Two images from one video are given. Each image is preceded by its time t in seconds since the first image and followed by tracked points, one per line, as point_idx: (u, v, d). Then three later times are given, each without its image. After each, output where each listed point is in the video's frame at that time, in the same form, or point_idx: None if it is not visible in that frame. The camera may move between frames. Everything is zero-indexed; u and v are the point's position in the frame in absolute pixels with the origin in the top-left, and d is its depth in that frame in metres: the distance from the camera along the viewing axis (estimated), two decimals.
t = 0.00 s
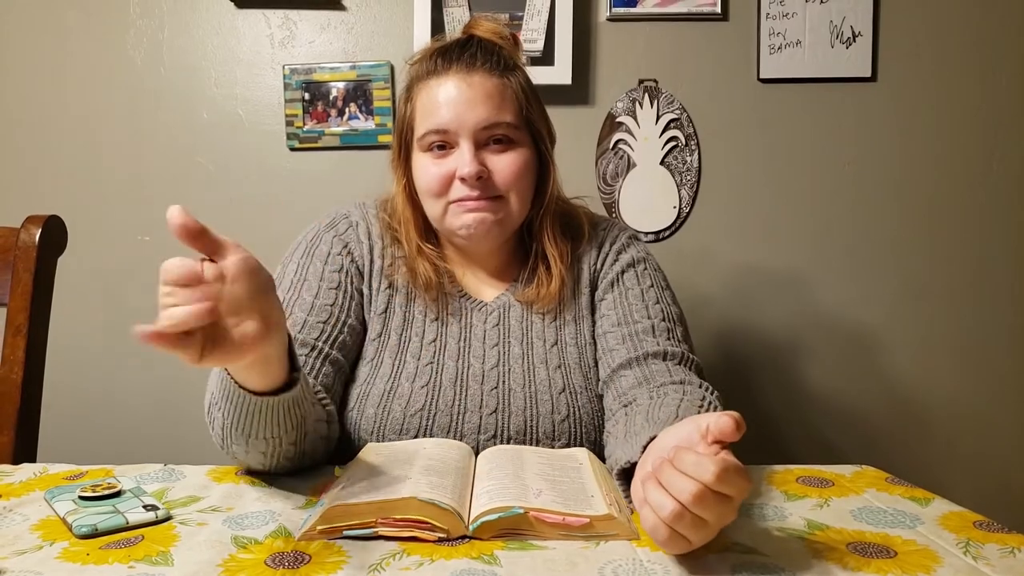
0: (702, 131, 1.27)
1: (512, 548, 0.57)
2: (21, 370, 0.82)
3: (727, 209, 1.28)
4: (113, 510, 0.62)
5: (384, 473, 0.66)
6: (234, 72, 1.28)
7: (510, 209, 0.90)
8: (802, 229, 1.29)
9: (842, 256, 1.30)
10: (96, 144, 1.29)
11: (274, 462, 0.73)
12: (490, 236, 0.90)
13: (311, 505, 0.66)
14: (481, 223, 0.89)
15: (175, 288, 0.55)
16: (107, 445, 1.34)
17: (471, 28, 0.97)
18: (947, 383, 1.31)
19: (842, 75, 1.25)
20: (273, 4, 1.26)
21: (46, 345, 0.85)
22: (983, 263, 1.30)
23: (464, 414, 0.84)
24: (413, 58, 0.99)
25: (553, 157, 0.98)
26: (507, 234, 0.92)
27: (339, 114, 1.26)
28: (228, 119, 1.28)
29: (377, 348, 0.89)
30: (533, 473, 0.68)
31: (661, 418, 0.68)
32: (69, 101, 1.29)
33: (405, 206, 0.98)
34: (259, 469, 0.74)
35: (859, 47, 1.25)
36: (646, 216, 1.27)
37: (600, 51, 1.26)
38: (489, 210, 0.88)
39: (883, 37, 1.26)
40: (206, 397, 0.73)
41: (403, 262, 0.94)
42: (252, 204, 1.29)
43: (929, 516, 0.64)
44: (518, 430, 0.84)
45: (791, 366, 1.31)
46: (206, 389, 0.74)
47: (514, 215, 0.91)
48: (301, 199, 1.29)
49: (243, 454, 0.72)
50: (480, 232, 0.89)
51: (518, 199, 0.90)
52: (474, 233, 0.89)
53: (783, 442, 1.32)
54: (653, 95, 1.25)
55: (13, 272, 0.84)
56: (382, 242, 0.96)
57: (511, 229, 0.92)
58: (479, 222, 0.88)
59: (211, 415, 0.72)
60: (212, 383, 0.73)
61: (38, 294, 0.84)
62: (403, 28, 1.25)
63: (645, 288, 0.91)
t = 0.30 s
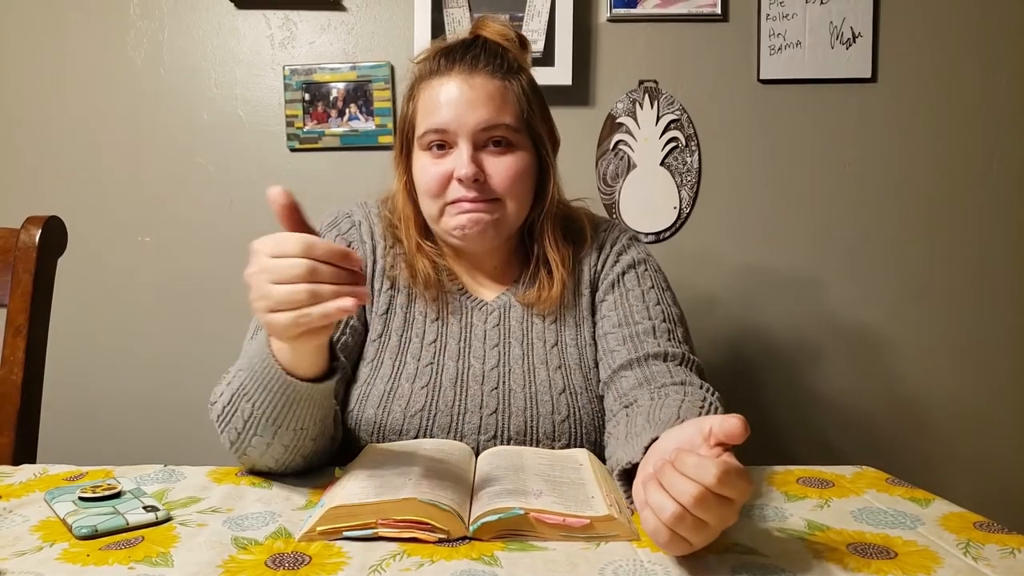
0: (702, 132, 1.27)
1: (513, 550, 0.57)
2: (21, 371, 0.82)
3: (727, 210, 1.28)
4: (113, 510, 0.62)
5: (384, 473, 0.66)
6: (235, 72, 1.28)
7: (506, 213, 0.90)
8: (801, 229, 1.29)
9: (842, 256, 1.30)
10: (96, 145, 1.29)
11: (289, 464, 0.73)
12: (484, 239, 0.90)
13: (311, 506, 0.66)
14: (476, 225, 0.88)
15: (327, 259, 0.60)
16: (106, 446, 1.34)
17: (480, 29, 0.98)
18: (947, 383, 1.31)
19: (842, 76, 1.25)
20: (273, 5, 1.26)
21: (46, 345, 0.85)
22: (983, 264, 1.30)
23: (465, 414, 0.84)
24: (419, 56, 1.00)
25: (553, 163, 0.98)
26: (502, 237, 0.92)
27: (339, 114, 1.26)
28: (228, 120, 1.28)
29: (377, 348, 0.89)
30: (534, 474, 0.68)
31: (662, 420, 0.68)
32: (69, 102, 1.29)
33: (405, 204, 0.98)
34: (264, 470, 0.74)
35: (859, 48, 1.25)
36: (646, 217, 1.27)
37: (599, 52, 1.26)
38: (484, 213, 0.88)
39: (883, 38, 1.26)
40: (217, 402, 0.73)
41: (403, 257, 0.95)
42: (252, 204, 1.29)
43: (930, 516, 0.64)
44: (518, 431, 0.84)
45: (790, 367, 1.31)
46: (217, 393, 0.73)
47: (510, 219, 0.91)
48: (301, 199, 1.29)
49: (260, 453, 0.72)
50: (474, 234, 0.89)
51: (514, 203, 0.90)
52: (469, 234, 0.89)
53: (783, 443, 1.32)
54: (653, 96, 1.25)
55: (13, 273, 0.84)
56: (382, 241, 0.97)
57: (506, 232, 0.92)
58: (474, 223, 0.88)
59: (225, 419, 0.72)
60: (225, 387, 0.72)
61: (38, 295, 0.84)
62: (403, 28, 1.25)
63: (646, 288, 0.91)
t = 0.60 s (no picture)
0: (702, 132, 1.27)
1: (512, 550, 0.57)
2: (22, 372, 0.82)
3: (726, 211, 1.28)
4: (114, 511, 0.62)
5: (385, 474, 0.66)
6: (235, 74, 1.28)
7: (499, 215, 0.89)
8: (802, 230, 1.29)
9: (842, 257, 1.30)
10: (96, 146, 1.30)
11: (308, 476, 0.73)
12: (476, 239, 0.90)
13: (311, 506, 0.66)
14: (468, 225, 0.88)
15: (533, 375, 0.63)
16: (106, 447, 1.34)
17: (494, 32, 0.98)
18: (947, 384, 1.31)
19: (841, 77, 1.25)
20: (273, 6, 1.26)
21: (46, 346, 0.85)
22: (983, 265, 1.30)
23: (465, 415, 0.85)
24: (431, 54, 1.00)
25: (553, 171, 0.97)
26: (495, 238, 0.91)
27: (339, 115, 1.26)
28: (228, 120, 1.28)
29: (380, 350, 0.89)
30: (534, 475, 0.68)
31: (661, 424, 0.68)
32: (70, 103, 1.29)
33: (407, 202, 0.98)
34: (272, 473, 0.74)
35: (859, 49, 1.25)
36: (646, 218, 1.27)
37: (599, 53, 1.26)
38: (477, 213, 0.88)
39: (883, 39, 1.26)
40: (262, 411, 0.73)
41: (405, 253, 0.94)
42: (252, 205, 1.29)
43: (930, 517, 0.64)
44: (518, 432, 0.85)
45: (791, 368, 1.31)
46: (263, 403, 0.73)
47: (504, 221, 0.90)
48: (301, 200, 1.29)
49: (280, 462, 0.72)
50: (466, 234, 0.89)
51: (508, 206, 0.89)
52: (461, 233, 0.88)
53: (783, 444, 1.32)
54: (653, 96, 1.26)
55: (13, 274, 0.84)
56: (386, 242, 0.94)
57: (498, 234, 0.91)
58: (465, 223, 0.88)
59: (266, 430, 0.72)
60: (278, 404, 0.72)
61: (39, 295, 0.84)
62: (403, 29, 1.25)
63: (647, 290, 0.91)
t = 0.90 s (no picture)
0: (703, 133, 1.27)
1: (512, 550, 0.57)
2: (21, 371, 0.82)
3: (727, 211, 1.28)
4: (113, 510, 0.62)
5: (385, 473, 0.66)
6: (236, 73, 1.28)
7: (491, 216, 0.88)
8: (802, 231, 1.29)
9: (842, 258, 1.29)
10: (97, 144, 1.30)
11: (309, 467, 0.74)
12: (467, 238, 0.89)
13: (311, 506, 0.66)
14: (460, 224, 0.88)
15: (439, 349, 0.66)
16: (106, 446, 1.34)
17: (505, 33, 0.97)
18: (947, 385, 1.31)
19: (842, 78, 1.25)
20: (274, 5, 1.26)
21: (46, 345, 0.85)
22: (983, 266, 1.30)
23: (465, 416, 0.85)
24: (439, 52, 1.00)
25: (551, 175, 0.96)
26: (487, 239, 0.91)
27: (340, 115, 1.26)
28: (229, 120, 1.28)
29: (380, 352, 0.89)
30: (534, 475, 0.68)
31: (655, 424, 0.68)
32: (71, 102, 1.29)
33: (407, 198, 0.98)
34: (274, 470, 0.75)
35: (860, 50, 1.25)
36: (647, 218, 1.27)
37: (600, 53, 1.26)
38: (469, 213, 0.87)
39: (884, 39, 1.26)
40: (259, 402, 0.74)
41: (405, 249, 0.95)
42: (253, 204, 1.29)
43: (930, 518, 0.64)
44: (518, 432, 0.85)
45: (791, 369, 1.31)
46: (260, 393, 0.74)
47: (497, 223, 0.89)
48: (301, 199, 1.29)
49: (286, 459, 0.72)
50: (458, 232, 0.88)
51: (501, 207, 0.89)
52: (453, 232, 0.88)
53: (783, 445, 1.32)
54: (654, 97, 1.26)
55: (13, 273, 0.84)
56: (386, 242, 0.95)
57: (490, 235, 0.90)
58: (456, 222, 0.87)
59: (263, 420, 0.73)
60: (274, 389, 0.73)
61: (39, 294, 0.84)
62: (404, 29, 1.25)
63: (647, 291, 0.91)
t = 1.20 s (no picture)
0: (702, 132, 1.27)
1: (512, 550, 0.57)
2: (21, 371, 0.82)
3: (727, 210, 1.28)
4: (113, 510, 0.62)
5: (385, 472, 0.66)
6: (235, 73, 1.28)
7: (483, 216, 0.88)
8: (802, 230, 1.29)
9: (842, 257, 1.29)
10: (97, 144, 1.30)
11: (299, 452, 0.75)
12: (458, 238, 0.90)
13: (311, 506, 0.66)
14: (451, 223, 0.88)
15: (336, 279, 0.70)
16: (107, 446, 1.34)
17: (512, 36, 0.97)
18: (947, 384, 1.31)
19: (842, 77, 1.25)
20: (273, 5, 1.26)
21: (46, 345, 0.85)
22: (983, 264, 1.30)
23: (465, 415, 0.85)
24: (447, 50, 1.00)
25: (547, 179, 0.95)
26: (479, 238, 0.91)
27: (340, 114, 1.26)
28: (229, 120, 1.28)
29: (380, 351, 0.89)
30: (533, 474, 0.68)
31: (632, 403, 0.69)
32: (70, 102, 1.29)
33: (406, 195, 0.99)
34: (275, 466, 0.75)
35: (860, 48, 1.25)
36: (647, 218, 1.27)
37: (600, 53, 1.26)
38: (460, 212, 0.87)
39: (883, 38, 1.26)
40: (238, 388, 0.76)
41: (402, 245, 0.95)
42: (253, 204, 1.29)
43: (930, 517, 0.64)
44: (518, 430, 0.86)
45: (791, 368, 1.31)
46: (239, 379, 0.76)
47: (488, 224, 0.89)
48: (301, 199, 1.29)
49: (270, 445, 0.73)
50: (449, 231, 0.88)
51: (493, 208, 0.88)
52: (443, 230, 0.88)
53: (783, 444, 1.32)
54: (653, 96, 1.26)
55: (13, 273, 0.84)
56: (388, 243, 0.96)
57: (482, 236, 0.90)
58: (447, 220, 0.87)
59: (242, 405, 0.75)
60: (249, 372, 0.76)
61: (39, 294, 0.84)
62: (403, 28, 1.25)
63: (646, 291, 0.91)
